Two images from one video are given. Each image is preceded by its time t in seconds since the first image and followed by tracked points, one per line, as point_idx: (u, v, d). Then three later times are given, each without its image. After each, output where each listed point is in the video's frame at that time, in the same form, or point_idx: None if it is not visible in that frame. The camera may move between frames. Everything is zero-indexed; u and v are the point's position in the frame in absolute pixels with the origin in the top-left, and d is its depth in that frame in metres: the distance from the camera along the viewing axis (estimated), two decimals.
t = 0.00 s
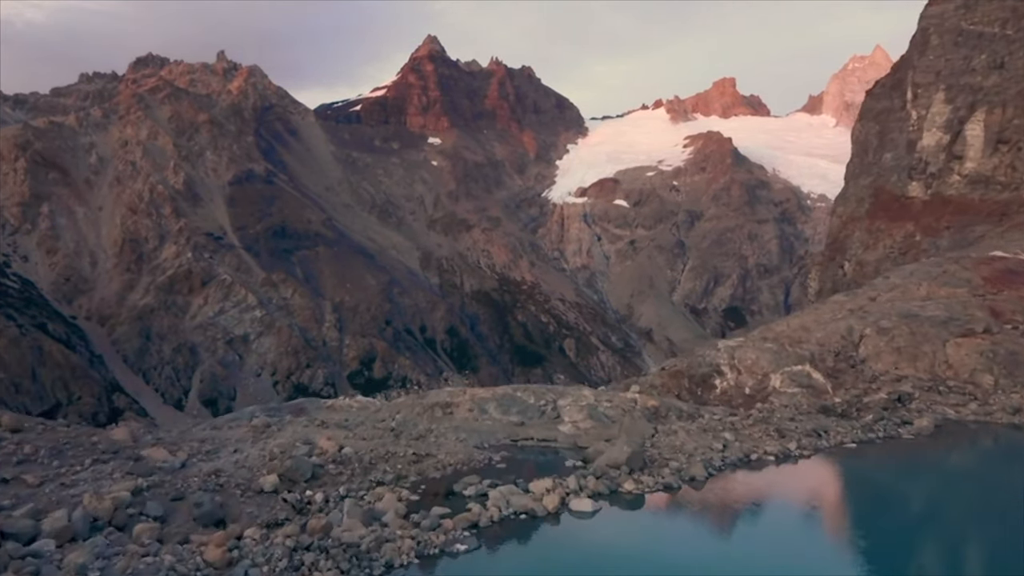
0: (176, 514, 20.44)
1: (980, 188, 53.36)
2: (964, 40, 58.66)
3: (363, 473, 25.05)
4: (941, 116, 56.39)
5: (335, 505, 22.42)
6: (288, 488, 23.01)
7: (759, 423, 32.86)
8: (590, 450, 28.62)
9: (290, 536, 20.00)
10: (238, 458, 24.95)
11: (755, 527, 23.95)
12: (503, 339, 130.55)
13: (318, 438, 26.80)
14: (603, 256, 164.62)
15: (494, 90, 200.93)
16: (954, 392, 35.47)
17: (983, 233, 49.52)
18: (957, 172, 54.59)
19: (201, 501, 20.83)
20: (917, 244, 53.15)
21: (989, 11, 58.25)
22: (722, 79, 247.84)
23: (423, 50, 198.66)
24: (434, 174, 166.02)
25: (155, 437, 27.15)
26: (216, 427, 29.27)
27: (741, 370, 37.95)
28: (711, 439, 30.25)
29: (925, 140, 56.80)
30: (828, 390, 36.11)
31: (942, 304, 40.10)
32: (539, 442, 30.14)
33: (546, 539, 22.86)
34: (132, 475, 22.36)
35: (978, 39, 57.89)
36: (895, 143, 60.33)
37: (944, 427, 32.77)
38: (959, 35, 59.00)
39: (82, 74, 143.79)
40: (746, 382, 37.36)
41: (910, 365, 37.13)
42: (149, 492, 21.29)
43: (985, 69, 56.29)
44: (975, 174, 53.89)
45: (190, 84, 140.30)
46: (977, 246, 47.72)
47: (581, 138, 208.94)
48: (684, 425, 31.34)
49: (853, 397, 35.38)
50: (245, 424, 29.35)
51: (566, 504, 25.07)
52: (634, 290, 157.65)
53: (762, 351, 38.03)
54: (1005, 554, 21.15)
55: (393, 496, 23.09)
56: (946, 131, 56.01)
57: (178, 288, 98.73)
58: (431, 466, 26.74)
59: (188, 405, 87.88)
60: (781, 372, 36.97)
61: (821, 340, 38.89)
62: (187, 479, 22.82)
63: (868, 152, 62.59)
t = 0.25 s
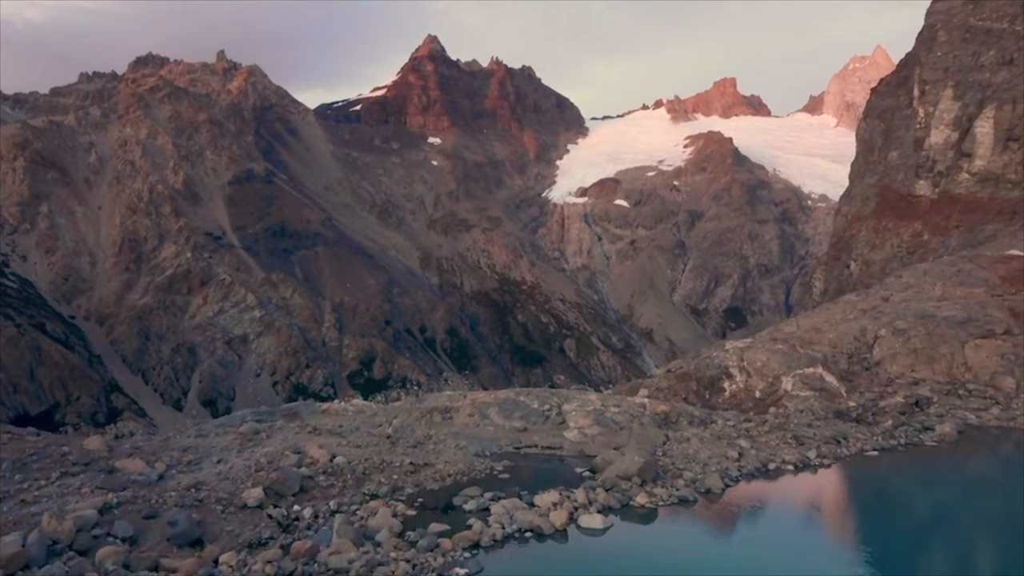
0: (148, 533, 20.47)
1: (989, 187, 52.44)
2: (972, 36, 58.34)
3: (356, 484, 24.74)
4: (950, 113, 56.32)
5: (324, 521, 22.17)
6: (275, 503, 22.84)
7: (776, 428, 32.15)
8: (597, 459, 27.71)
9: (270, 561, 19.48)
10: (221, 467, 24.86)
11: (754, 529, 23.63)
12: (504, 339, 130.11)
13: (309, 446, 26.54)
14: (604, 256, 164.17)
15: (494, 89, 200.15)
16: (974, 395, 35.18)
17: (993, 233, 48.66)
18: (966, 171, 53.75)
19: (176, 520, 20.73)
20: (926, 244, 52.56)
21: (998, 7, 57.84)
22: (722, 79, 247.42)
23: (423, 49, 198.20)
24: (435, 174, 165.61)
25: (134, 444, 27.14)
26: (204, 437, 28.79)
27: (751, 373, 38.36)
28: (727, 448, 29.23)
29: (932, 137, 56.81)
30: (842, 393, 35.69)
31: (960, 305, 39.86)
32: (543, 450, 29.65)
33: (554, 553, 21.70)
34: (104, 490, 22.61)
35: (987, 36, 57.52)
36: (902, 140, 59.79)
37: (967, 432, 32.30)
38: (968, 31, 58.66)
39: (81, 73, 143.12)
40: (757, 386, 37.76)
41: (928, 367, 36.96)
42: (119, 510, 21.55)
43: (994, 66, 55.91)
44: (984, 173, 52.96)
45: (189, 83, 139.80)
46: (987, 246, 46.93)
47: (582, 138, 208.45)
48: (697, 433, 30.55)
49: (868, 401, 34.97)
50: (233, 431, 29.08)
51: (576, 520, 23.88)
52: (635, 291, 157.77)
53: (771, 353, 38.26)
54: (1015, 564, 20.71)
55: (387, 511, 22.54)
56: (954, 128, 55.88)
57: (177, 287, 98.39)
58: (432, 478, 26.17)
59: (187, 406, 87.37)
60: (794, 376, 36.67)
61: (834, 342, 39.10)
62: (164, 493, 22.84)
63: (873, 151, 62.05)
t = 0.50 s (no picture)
0: (117, 555, 20.22)
1: (1000, 183, 51.77)
2: (981, 30, 57.02)
3: (347, 496, 24.31)
4: (959, 110, 55.54)
5: (312, 538, 21.81)
6: (258, 518, 22.42)
7: (794, 431, 31.62)
8: (608, 468, 26.78)
9: None
10: (203, 478, 24.57)
11: (753, 529, 23.42)
12: (504, 338, 129.73)
13: (299, 454, 26.23)
14: (604, 255, 163.67)
15: (494, 87, 199.40)
16: (993, 398, 34.58)
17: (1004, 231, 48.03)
18: (976, 167, 53.18)
19: (147, 542, 20.44)
20: (934, 242, 52.26)
21: None
22: (723, 77, 246.90)
23: (423, 47, 197.57)
24: (435, 172, 165.13)
25: (110, 452, 26.76)
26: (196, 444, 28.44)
27: (760, 374, 38.03)
28: (744, 456, 28.40)
29: (941, 134, 56.07)
30: (856, 395, 35.60)
31: (975, 305, 39.43)
32: (547, 456, 29.41)
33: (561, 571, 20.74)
34: (72, 507, 22.27)
35: (997, 30, 56.12)
36: (908, 136, 59.29)
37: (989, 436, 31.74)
38: (976, 25, 57.36)
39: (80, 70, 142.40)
40: (766, 387, 37.45)
41: (944, 368, 36.56)
42: (85, 529, 21.21)
43: (1004, 60, 54.50)
44: (994, 169, 52.34)
45: (189, 81, 139.16)
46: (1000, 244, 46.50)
47: (582, 137, 207.87)
48: (711, 438, 29.68)
49: (884, 404, 34.51)
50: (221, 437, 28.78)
51: (586, 537, 22.80)
52: (635, 290, 157.48)
53: (782, 353, 38.26)
54: (1023, 566, 20.34)
55: (381, 527, 21.96)
56: (964, 124, 55.12)
57: (177, 286, 97.95)
58: (432, 488, 25.77)
59: (187, 405, 86.91)
60: (807, 378, 36.48)
61: (847, 342, 38.84)
62: (137, 508, 22.54)
63: (879, 147, 62.04)
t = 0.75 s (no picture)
0: None
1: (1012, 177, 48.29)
2: (992, 22, 53.54)
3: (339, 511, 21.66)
4: (968, 103, 52.10)
5: (298, 558, 19.04)
6: (240, 536, 19.84)
7: (811, 438, 28.68)
8: (619, 477, 24.95)
9: None
10: (181, 491, 22.54)
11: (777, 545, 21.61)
12: (504, 336, 129.36)
13: (288, 463, 24.30)
14: (604, 252, 163.28)
15: (494, 84, 198.79)
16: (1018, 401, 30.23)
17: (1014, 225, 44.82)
18: (986, 162, 49.85)
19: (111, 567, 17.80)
20: (944, 238, 49.19)
21: None
22: (724, 74, 246.40)
23: (423, 44, 196.96)
24: (435, 169, 164.74)
25: (82, 461, 25.12)
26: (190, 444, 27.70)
27: (773, 373, 35.10)
28: (763, 462, 26.20)
29: (949, 129, 52.76)
30: (873, 397, 32.11)
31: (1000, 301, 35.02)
32: (554, 462, 27.41)
33: None
34: (30, 525, 19.63)
35: (1007, 22, 52.81)
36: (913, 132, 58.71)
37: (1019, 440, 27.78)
38: (986, 17, 53.86)
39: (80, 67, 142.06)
40: (780, 388, 34.37)
41: (965, 367, 32.70)
42: (40, 553, 18.54)
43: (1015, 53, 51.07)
44: (1005, 163, 48.94)
45: (188, 77, 138.72)
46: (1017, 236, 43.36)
47: (583, 134, 207.32)
48: (728, 444, 27.56)
49: (902, 406, 30.98)
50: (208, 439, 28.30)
51: (600, 557, 20.15)
52: (636, 287, 157.18)
53: (794, 351, 35.08)
54: None
55: (375, 544, 19.31)
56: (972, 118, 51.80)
57: (176, 283, 97.59)
58: (429, 500, 23.16)
59: (186, 401, 86.48)
60: (820, 378, 33.39)
61: (861, 341, 35.40)
62: (105, 527, 19.97)
63: (885, 143, 58.93)
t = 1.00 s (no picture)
0: None
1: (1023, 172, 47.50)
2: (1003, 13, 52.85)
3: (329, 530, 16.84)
4: (978, 96, 51.52)
5: None
6: (218, 560, 15.41)
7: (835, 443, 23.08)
8: (632, 487, 19.45)
9: None
10: (157, 506, 17.60)
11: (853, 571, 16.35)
12: (504, 333, 128.92)
13: (276, 471, 19.18)
14: (605, 249, 162.76)
15: (495, 80, 198.16)
16: None
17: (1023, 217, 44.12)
18: (996, 156, 49.20)
19: None
20: (953, 233, 48.15)
21: None
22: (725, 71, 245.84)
23: (423, 40, 196.29)
24: (435, 166, 164.26)
25: (48, 472, 19.62)
26: (179, 449, 22.16)
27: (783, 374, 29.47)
28: (785, 471, 20.69)
29: (959, 122, 52.01)
30: (890, 399, 26.96)
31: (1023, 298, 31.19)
32: (560, 471, 21.35)
33: None
34: None
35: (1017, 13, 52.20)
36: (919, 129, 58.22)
37: None
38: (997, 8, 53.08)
39: (80, 64, 141.70)
40: (792, 389, 28.88)
41: (994, 369, 27.71)
42: None
43: None
44: (1015, 158, 48.29)
45: (188, 74, 138.30)
46: None
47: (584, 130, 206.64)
48: (745, 450, 21.93)
49: (922, 407, 26.04)
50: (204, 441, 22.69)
51: None
52: (636, 284, 156.80)
53: (808, 350, 29.62)
54: None
55: None
56: (983, 112, 51.21)
57: (175, 280, 97.22)
58: (424, 516, 18.05)
59: (186, 399, 86.10)
60: (835, 379, 27.99)
61: (876, 340, 30.56)
62: (67, 550, 15.68)
63: (890, 139, 58.80)
